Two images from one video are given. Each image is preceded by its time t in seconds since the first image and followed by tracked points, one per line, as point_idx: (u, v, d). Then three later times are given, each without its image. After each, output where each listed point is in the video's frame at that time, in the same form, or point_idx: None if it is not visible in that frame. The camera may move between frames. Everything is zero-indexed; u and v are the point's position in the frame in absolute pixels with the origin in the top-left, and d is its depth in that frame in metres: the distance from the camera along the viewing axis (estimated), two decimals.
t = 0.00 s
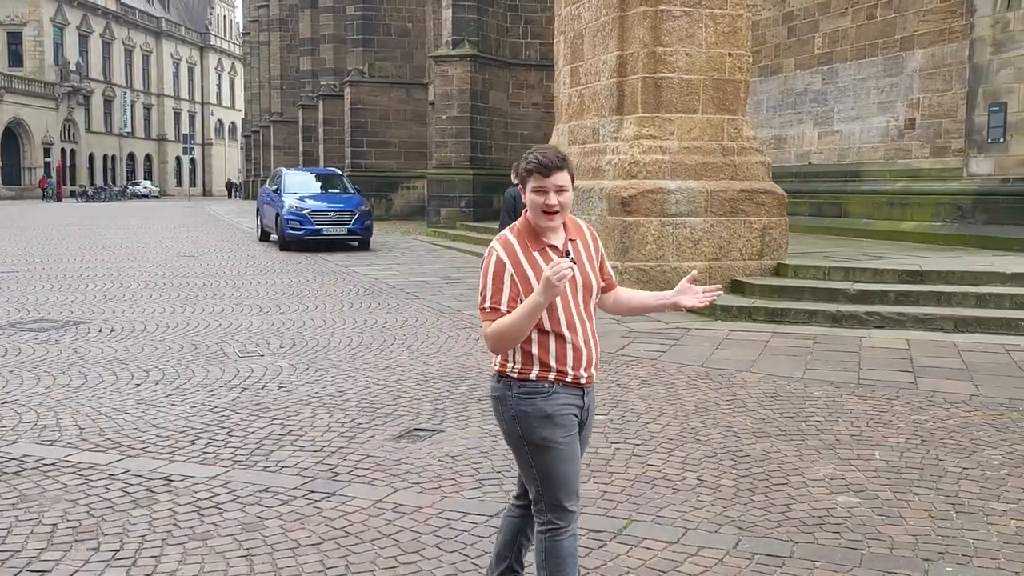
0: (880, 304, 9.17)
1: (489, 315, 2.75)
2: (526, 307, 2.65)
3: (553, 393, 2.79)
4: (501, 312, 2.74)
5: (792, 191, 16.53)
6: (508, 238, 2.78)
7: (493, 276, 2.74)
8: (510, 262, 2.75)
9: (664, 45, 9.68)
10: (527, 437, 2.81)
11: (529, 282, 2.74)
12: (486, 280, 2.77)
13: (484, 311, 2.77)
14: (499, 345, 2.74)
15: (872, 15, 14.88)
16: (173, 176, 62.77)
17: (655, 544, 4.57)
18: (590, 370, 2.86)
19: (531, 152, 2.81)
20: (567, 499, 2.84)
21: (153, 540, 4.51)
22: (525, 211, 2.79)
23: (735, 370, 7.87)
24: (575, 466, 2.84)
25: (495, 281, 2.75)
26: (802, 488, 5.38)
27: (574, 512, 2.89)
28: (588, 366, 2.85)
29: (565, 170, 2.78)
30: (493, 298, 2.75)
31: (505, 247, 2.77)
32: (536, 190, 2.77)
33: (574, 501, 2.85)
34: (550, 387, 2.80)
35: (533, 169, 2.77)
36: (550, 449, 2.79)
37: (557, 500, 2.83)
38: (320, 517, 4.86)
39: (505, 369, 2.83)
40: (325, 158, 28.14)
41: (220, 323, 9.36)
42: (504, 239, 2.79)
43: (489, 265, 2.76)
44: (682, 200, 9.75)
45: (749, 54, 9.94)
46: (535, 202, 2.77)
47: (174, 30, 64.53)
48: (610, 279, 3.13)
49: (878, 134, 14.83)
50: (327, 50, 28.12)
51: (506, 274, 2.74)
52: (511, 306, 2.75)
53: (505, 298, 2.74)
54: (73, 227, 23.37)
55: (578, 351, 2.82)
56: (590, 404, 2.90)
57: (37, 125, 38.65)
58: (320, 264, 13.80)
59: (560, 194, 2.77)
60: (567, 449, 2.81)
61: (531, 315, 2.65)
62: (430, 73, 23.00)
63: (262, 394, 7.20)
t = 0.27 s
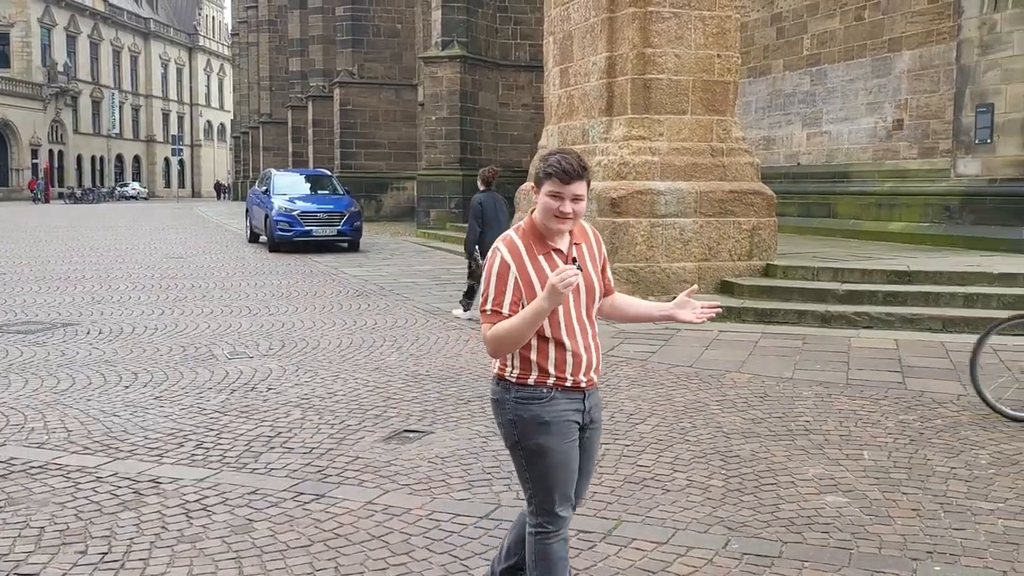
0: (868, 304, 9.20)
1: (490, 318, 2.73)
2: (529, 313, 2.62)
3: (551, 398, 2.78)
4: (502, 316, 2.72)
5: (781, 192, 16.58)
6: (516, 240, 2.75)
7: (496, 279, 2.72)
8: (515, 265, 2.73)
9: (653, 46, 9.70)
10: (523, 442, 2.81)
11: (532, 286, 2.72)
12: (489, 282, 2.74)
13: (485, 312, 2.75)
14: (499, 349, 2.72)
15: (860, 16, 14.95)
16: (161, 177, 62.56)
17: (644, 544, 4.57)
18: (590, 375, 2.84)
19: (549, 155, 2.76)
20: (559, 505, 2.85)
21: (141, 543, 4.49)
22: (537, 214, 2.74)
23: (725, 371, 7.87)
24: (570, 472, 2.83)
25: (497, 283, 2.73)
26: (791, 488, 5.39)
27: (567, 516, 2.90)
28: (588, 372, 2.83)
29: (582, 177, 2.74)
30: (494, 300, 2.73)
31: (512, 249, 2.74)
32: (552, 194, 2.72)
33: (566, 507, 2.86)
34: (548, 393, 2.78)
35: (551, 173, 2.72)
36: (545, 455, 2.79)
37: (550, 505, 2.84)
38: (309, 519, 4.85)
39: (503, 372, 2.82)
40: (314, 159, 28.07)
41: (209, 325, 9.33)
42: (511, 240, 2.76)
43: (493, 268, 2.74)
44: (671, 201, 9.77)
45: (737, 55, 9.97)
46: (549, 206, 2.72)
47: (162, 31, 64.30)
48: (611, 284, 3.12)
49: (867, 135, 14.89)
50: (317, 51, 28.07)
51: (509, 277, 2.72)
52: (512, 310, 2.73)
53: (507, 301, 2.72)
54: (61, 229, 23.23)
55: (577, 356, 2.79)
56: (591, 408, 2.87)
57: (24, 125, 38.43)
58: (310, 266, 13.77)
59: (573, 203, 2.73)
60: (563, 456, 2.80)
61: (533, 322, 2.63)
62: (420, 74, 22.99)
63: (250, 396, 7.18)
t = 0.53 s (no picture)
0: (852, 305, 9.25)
1: (484, 321, 2.70)
2: (524, 314, 2.60)
3: (542, 405, 2.77)
4: (496, 319, 2.69)
5: (765, 193, 16.63)
6: (509, 242, 2.73)
7: (490, 281, 2.69)
8: (508, 267, 2.70)
9: (637, 48, 9.73)
10: (513, 448, 2.81)
11: (526, 288, 2.69)
12: (482, 284, 2.72)
13: (478, 315, 2.72)
14: (493, 352, 2.68)
15: (843, 17, 15.05)
16: (144, 179, 62.19)
17: (628, 545, 4.57)
18: (583, 382, 2.82)
19: (542, 157, 2.75)
20: (549, 512, 2.85)
21: (124, 546, 4.47)
22: (531, 216, 2.73)
23: (709, 371, 7.89)
24: (561, 480, 2.82)
25: (490, 285, 2.70)
26: (775, 488, 5.41)
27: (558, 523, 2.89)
28: (580, 377, 2.80)
29: (576, 178, 2.73)
30: (488, 303, 2.70)
31: (506, 251, 2.72)
32: (546, 197, 2.71)
33: (555, 514, 2.86)
34: (539, 400, 2.76)
35: (545, 174, 2.70)
36: (534, 461, 2.79)
37: (539, 511, 2.85)
38: (293, 521, 4.83)
39: (495, 377, 2.81)
40: (298, 160, 27.97)
41: (192, 327, 9.28)
42: (504, 242, 2.74)
43: (486, 270, 2.71)
44: (656, 201, 9.79)
45: (721, 56, 9.99)
46: (543, 209, 2.71)
47: (145, 32, 63.96)
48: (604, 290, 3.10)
49: (850, 136, 14.98)
50: (301, 52, 27.99)
51: (503, 279, 2.69)
52: (507, 313, 2.70)
53: (501, 303, 2.69)
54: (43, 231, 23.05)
55: (570, 361, 2.77)
56: (587, 415, 2.85)
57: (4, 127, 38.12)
58: (294, 267, 13.72)
59: (568, 204, 2.72)
60: (552, 464, 2.79)
61: (528, 324, 2.61)
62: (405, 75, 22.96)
63: (234, 399, 7.15)
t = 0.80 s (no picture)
0: (830, 305, 9.32)
1: (469, 321, 2.68)
2: (509, 314, 2.59)
3: (524, 409, 2.74)
4: (482, 318, 2.67)
5: (744, 194, 16.70)
6: (496, 241, 2.72)
7: (476, 280, 2.67)
8: (494, 266, 2.69)
9: (615, 49, 9.75)
10: (496, 451, 2.79)
11: (512, 288, 2.68)
12: (468, 283, 2.70)
13: (463, 315, 2.71)
14: (477, 352, 2.67)
15: (820, 19, 15.17)
16: (122, 181, 61.69)
17: (607, 546, 4.57)
18: (567, 385, 2.79)
19: (531, 157, 2.74)
20: (532, 515, 2.82)
21: (99, 551, 4.42)
22: (519, 216, 2.71)
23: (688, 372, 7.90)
24: (543, 484, 2.79)
25: (476, 285, 2.69)
26: (753, 488, 5.43)
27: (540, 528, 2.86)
28: (564, 381, 2.78)
29: (565, 179, 2.73)
30: (474, 302, 2.68)
31: (492, 250, 2.70)
32: (534, 196, 2.70)
33: (536, 518, 2.83)
34: (522, 402, 2.74)
35: (533, 174, 2.70)
36: (516, 465, 2.76)
37: (520, 514, 2.82)
38: (271, 524, 4.80)
39: (478, 380, 2.79)
40: (277, 162, 27.83)
41: (169, 330, 9.21)
42: (491, 241, 2.73)
43: (472, 269, 2.70)
44: (635, 203, 9.81)
45: (699, 58, 10.03)
46: (532, 208, 2.70)
47: (122, 33, 63.49)
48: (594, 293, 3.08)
49: (827, 137, 15.08)
50: (280, 53, 27.87)
51: (489, 279, 2.68)
52: (492, 313, 2.68)
53: (487, 303, 2.67)
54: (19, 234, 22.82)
55: (554, 364, 2.75)
56: (572, 418, 2.81)
57: None
58: (273, 270, 13.64)
59: (556, 204, 2.71)
60: (534, 468, 2.76)
61: (514, 324, 2.60)
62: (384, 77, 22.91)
63: (211, 401, 7.10)
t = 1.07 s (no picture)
0: (812, 305, 9.36)
1: (466, 320, 2.70)
2: (504, 314, 2.59)
3: (516, 410, 2.74)
4: (478, 318, 2.68)
5: (727, 195, 16.76)
6: (496, 242, 2.72)
7: (473, 281, 2.69)
8: (492, 267, 2.69)
9: (599, 50, 9.77)
10: (488, 451, 2.79)
11: (509, 290, 2.68)
12: (466, 284, 2.71)
13: (461, 315, 2.72)
14: (473, 352, 2.68)
15: (802, 21, 15.26)
16: (103, 181, 61.30)
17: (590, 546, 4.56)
18: (563, 388, 2.78)
19: (535, 159, 2.73)
20: (521, 517, 2.83)
21: (80, 554, 4.39)
22: (519, 217, 2.71)
23: (672, 372, 7.92)
24: (533, 486, 2.79)
25: (474, 285, 2.70)
26: (736, 487, 5.45)
27: (529, 529, 2.87)
28: (560, 384, 2.77)
29: (566, 182, 2.71)
30: (471, 302, 2.69)
31: (491, 251, 2.71)
32: (536, 198, 2.69)
33: (524, 519, 2.83)
34: (515, 404, 2.74)
35: (536, 176, 2.69)
36: (506, 465, 2.77)
37: (509, 514, 2.83)
38: (253, 526, 4.78)
39: (475, 379, 2.80)
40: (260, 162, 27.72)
41: (151, 331, 9.16)
42: (491, 242, 2.74)
43: (470, 269, 2.71)
44: (619, 203, 9.83)
45: (682, 59, 10.05)
46: (533, 210, 2.69)
47: (103, 32, 63.11)
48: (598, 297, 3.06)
49: (809, 138, 15.16)
50: (263, 53, 27.78)
51: (486, 279, 2.69)
52: (489, 313, 2.69)
53: (483, 303, 2.68)
54: None
55: (551, 367, 2.74)
56: (568, 422, 2.80)
57: None
58: (256, 270, 13.58)
59: (557, 207, 2.70)
60: (523, 470, 2.76)
61: (508, 326, 2.60)
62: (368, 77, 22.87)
63: (193, 403, 7.06)
